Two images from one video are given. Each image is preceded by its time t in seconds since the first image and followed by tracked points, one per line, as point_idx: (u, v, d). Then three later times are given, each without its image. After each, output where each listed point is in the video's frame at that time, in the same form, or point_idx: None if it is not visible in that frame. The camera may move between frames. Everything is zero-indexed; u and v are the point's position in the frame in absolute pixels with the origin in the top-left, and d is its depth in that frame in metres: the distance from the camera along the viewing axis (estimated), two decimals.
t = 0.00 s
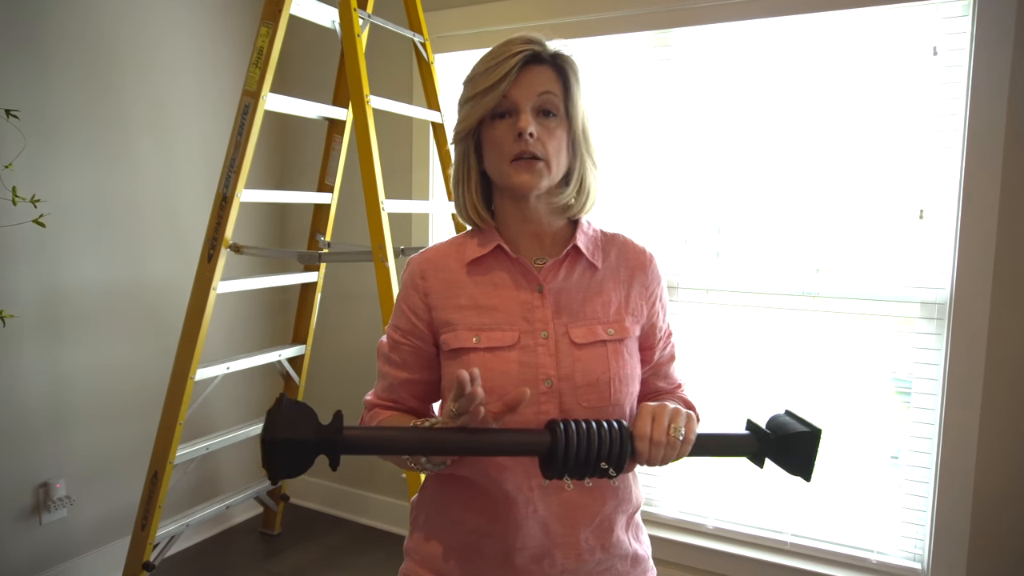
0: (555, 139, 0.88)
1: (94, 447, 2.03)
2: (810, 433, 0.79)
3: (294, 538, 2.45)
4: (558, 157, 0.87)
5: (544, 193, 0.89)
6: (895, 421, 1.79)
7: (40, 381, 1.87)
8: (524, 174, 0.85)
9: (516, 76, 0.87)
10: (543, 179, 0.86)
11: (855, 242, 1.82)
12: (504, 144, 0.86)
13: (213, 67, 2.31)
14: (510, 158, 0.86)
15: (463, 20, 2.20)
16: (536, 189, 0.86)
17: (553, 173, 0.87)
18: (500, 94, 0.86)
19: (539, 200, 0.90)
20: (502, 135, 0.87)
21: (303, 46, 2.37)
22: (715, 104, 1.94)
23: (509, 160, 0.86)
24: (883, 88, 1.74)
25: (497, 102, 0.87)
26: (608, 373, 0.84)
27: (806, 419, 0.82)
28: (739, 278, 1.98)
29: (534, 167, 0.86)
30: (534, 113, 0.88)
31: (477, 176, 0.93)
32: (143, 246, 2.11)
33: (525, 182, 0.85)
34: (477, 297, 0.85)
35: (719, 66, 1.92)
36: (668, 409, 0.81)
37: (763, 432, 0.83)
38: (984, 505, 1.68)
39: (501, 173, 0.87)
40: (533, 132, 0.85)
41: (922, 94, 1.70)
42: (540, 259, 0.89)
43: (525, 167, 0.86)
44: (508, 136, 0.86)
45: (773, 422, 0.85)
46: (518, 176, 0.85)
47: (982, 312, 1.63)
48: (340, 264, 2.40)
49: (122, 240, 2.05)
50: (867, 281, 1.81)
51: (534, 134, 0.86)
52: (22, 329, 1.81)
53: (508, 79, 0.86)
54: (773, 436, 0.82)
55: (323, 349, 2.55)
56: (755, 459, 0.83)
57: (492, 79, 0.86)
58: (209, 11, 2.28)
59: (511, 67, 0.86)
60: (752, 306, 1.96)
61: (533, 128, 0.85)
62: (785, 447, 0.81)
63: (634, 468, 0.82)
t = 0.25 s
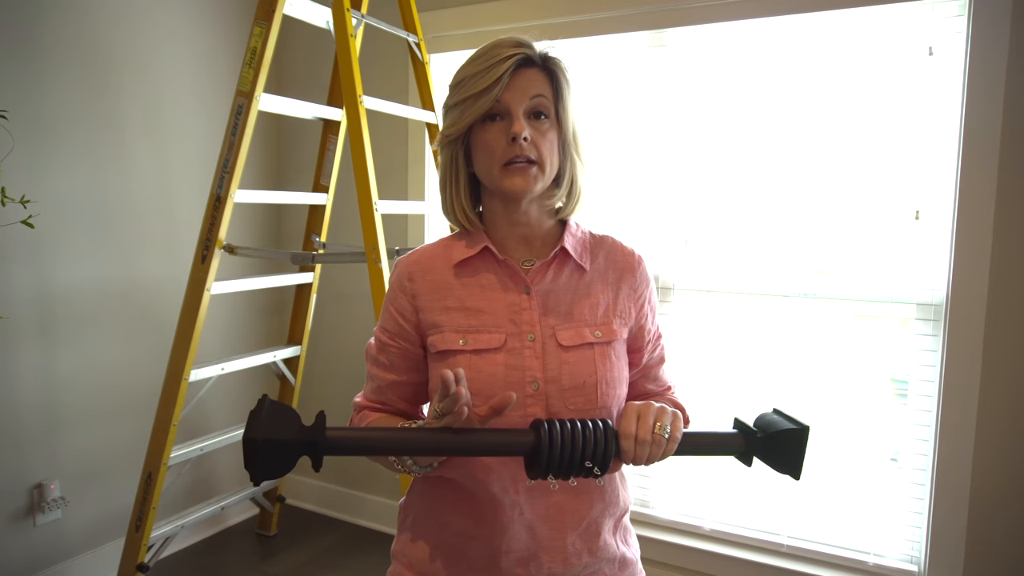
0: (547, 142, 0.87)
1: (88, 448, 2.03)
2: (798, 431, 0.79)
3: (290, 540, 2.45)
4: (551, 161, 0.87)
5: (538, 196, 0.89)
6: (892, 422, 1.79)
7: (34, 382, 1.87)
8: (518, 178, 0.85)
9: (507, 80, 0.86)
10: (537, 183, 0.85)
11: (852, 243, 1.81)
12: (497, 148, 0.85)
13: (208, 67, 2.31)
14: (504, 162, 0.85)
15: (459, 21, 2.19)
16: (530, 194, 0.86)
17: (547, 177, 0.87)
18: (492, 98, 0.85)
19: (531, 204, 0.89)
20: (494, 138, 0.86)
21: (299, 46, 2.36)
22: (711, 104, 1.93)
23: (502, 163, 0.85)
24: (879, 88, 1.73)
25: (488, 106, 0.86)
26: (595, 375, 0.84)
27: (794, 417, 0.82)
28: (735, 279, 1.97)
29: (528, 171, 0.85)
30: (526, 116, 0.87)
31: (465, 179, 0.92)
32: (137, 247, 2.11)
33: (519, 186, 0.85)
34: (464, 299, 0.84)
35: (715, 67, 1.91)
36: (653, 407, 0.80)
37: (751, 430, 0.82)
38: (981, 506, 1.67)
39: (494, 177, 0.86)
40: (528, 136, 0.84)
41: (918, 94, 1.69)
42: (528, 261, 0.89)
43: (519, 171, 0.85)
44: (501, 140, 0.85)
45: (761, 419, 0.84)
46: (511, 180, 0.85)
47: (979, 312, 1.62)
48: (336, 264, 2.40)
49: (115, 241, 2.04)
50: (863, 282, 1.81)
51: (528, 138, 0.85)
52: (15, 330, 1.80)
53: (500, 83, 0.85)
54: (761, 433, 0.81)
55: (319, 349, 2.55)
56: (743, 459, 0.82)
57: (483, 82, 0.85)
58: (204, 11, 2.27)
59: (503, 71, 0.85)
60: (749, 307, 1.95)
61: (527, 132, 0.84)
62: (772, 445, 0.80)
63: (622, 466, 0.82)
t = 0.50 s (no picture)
0: (538, 148, 0.87)
1: (86, 448, 2.03)
2: (787, 427, 0.79)
3: (290, 540, 2.45)
4: (541, 167, 0.87)
5: (529, 202, 0.89)
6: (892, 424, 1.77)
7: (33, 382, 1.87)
8: (507, 186, 0.85)
9: (497, 85, 0.86)
10: (527, 191, 0.86)
11: (852, 244, 1.80)
12: (487, 154, 0.85)
13: (207, 67, 2.31)
14: (494, 168, 0.85)
15: (458, 21, 2.19)
16: (520, 201, 0.86)
17: (537, 183, 0.87)
18: (482, 105, 0.85)
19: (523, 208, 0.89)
20: (484, 144, 0.86)
21: (298, 46, 2.37)
22: (710, 105, 1.92)
23: (492, 171, 0.85)
24: (879, 88, 1.73)
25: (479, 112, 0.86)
26: (587, 376, 0.84)
27: (784, 414, 0.81)
28: (735, 279, 1.96)
29: (518, 179, 0.85)
30: (517, 121, 0.87)
31: (457, 182, 0.92)
32: (136, 247, 2.11)
33: (509, 195, 0.85)
34: (456, 299, 0.84)
35: (715, 67, 1.90)
36: (643, 407, 0.80)
37: (741, 428, 0.83)
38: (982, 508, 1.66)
39: (485, 183, 0.86)
40: (517, 143, 0.84)
41: (918, 94, 1.69)
42: (520, 262, 0.89)
43: (509, 178, 0.85)
44: (491, 147, 0.85)
45: (750, 417, 0.84)
46: (502, 188, 0.85)
47: (980, 313, 1.61)
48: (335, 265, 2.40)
49: (114, 241, 2.04)
50: (863, 283, 1.80)
51: (518, 145, 0.85)
52: (13, 330, 1.81)
53: (490, 89, 0.85)
54: (751, 431, 0.81)
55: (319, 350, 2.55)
56: (734, 457, 0.82)
57: (473, 89, 0.85)
58: (203, 13, 2.27)
59: (493, 77, 0.84)
60: (748, 308, 1.94)
61: (517, 139, 0.84)
62: (762, 443, 0.80)
63: (612, 468, 0.81)
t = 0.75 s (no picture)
0: (529, 143, 0.87)
1: (91, 449, 2.05)
2: (787, 425, 0.78)
3: (294, 541, 2.46)
4: (532, 162, 0.86)
5: (523, 199, 0.88)
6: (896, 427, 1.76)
7: (37, 383, 1.89)
8: (498, 180, 0.85)
9: (486, 83, 0.87)
10: (518, 185, 0.85)
11: (855, 246, 1.79)
12: (478, 151, 0.86)
13: (210, 70, 2.32)
14: (484, 164, 0.85)
15: (460, 22, 2.19)
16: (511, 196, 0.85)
17: (528, 178, 0.86)
18: (471, 102, 0.86)
19: (517, 207, 0.89)
20: (475, 141, 0.86)
21: (301, 49, 2.37)
22: (713, 106, 1.91)
23: (483, 166, 0.85)
24: (883, 89, 1.72)
25: (469, 110, 0.87)
26: (584, 379, 0.84)
27: (783, 412, 0.81)
28: (739, 282, 1.95)
29: (509, 173, 0.85)
30: (508, 118, 0.87)
31: (454, 184, 0.92)
32: (139, 249, 2.13)
33: (500, 189, 0.85)
34: (453, 302, 0.84)
35: (718, 68, 1.90)
36: (642, 408, 0.80)
37: (741, 427, 0.83)
38: (987, 513, 1.65)
39: (477, 179, 0.86)
40: (506, 137, 0.85)
41: (922, 95, 1.68)
42: (517, 265, 0.89)
43: (500, 173, 0.85)
44: (481, 143, 0.86)
45: (750, 416, 0.84)
46: (492, 182, 0.85)
47: (984, 316, 1.60)
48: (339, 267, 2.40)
49: (118, 243, 2.06)
50: (868, 286, 1.79)
51: (508, 139, 0.85)
52: (18, 332, 1.83)
53: (478, 86, 0.86)
54: (750, 430, 0.81)
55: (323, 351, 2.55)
56: (735, 456, 0.82)
57: (462, 87, 0.86)
58: (206, 14, 2.28)
59: (480, 75, 0.86)
60: (752, 310, 1.93)
61: (506, 133, 0.85)
62: (762, 441, 0.80)
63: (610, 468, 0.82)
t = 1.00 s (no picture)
0: (526, 133, 0.91)
1: (104, 449, 2.08)
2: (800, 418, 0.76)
3: (305, 541, 2.47)
4: (530, 150, 0.90)
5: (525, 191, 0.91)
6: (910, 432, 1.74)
7: (52, 383, 1.92)
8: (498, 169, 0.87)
9: (481, 80, 0.93)
10: (517, 172, 0.88)
11: (868, 249, 1.77)
12: (477, 143, 0.89)
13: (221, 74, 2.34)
14: (484, 155, 0.89)
15: (471, 24, 2.19)
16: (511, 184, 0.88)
17: (527, 165, 0.89)
18: (468, 96, 0.92)
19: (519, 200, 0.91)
20: (474, 135, 0.91)
21: (313, 52, 2.39)
22: (725, 108, 1.90)
23: (482, 155, 0.89)
24: (897, 90, 1.70)
25: (467, 107, 0.93)
26: (587, 381, 0.84)
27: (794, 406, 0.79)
28: (751, 285, 1.94)
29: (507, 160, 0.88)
30: (504, 112, 0.92)
31: (456, 185, 0.95)
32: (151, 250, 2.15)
33: (501, 177, 0.87)
34: (457, 300, 0.85)
35: (729, 70, 1.89)
36: (647, 397, 0.80)
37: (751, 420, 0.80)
38: (1004, 519, 1.62)
39: (478, 171, 0.89)
40: (502, 126, 0.88)
41: (937, 96, 1.65)
42: (521, 265, 0.90)
43: (499, 161, 0.88)
44: (480, 135, 0.90)
45: (760, 410, 0.82)
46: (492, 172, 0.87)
47: (1000, 320, 1.58)
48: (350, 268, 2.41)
49: (130, 245, 2.09)
50: (882, 289, 1.77)
51: (504, 128, 0.89)
52: (32, 333, 1.85)
53: (474, 82, 0.92)
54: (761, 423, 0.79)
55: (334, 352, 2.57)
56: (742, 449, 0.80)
57: (458, 84, 0.92)
58: (218, 19, 2.31)
59: (476, 72, 0.92)
60: (764, 313, 1.92)
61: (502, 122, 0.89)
62: (773, 435, 0.77)
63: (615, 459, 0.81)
